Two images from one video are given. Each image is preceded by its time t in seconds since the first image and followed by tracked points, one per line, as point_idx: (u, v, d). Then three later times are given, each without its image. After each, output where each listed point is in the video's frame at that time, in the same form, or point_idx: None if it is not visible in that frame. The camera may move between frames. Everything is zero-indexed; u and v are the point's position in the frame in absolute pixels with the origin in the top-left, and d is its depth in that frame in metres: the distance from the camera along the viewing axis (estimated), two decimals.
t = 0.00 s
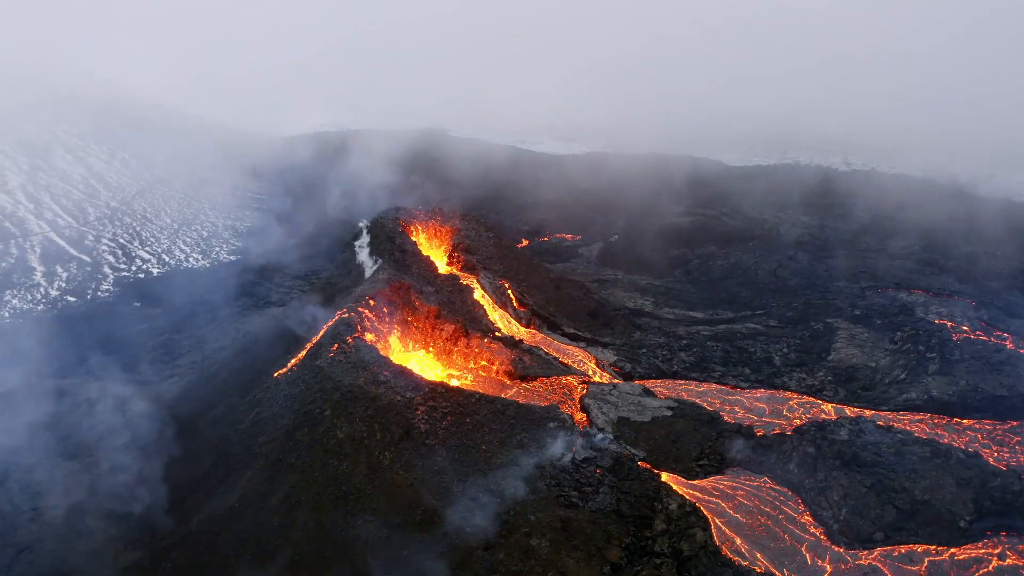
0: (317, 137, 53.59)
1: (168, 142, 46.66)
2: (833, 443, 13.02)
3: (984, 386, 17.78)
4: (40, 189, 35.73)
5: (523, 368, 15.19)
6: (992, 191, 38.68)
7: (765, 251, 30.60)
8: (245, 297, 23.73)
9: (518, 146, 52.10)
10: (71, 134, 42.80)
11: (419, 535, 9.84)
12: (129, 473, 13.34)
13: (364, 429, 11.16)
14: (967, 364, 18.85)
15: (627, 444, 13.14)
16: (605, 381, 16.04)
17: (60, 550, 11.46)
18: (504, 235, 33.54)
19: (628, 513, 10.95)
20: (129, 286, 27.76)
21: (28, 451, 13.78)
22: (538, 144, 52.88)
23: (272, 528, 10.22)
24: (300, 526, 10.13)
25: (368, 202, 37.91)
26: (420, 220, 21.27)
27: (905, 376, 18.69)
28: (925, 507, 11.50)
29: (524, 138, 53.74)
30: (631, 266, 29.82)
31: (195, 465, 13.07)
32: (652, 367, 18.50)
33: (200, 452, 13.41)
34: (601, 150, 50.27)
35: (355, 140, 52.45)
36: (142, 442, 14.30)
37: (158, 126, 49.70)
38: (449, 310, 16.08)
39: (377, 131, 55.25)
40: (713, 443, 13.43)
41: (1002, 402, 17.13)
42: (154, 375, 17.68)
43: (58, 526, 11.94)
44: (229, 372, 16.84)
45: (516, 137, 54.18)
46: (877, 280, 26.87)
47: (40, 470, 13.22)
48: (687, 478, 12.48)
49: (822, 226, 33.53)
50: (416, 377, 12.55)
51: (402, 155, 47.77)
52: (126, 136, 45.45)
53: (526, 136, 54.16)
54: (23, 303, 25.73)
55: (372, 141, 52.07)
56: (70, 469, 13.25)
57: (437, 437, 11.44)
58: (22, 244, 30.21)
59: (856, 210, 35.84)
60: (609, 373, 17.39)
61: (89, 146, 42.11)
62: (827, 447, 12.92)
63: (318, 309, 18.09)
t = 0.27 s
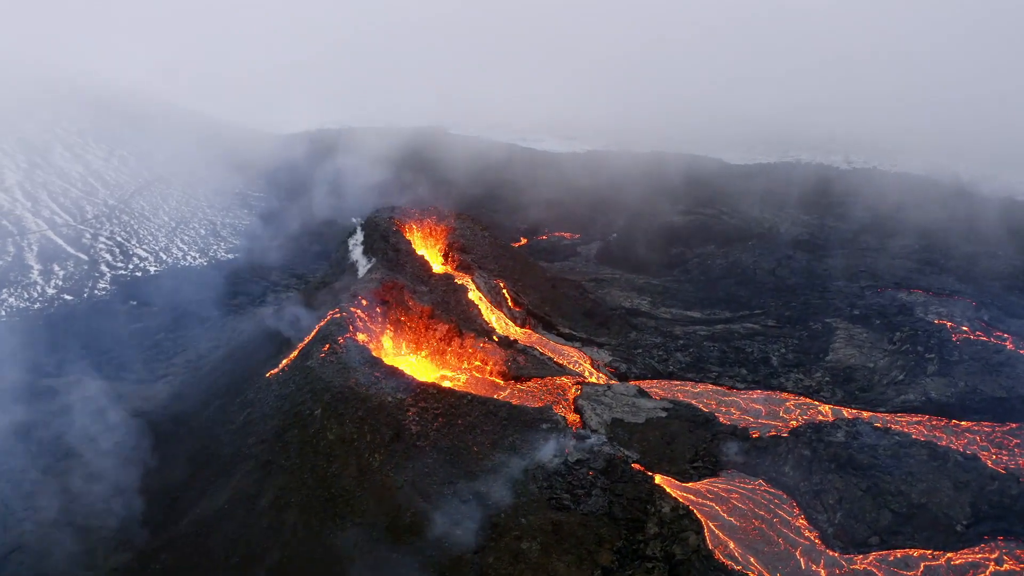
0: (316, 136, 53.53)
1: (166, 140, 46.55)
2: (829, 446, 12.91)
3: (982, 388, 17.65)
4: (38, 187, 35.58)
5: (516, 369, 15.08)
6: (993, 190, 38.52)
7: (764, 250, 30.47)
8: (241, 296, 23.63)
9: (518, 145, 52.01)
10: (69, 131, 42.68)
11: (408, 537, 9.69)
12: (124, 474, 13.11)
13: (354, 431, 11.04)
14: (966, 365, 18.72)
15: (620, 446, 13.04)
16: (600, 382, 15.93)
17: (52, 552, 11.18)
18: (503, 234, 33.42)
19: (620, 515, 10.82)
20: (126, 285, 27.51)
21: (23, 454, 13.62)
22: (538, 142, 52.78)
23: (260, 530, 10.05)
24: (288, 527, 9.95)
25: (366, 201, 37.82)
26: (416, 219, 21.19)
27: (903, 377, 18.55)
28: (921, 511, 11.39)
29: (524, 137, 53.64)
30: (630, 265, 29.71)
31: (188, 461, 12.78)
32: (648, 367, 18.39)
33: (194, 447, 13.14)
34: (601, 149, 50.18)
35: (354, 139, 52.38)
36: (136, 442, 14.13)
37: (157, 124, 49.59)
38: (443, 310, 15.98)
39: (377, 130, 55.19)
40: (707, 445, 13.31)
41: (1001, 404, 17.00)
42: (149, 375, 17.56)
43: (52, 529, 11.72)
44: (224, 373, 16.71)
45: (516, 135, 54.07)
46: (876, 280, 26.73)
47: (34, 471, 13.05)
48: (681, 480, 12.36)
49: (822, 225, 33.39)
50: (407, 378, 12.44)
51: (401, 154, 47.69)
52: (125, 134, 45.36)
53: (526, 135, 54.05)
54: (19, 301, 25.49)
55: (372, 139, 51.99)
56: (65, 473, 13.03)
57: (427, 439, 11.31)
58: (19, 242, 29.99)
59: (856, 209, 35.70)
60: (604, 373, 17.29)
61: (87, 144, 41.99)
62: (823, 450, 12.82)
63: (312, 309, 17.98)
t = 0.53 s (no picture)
0: (316, 131, 53.32)
1: (165, 135, 46.29)
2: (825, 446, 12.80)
3: (982, 386, 17.53)
4: (36, 182, 35.26)
5: (511, 366, 14.97)
6: (996, 185, 38.32)
7: (764, 245, 30.30)
8: (238, 291, 23.50)
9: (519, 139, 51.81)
10: (67, 125, 42.41)
11: (398, 537, 9.58)
12: (115, 467, 12.90)
13: (345, 429, 10.94)
14: (965, 363, 18.59)
15: (615, 445, 12.94)
16: (595, 379, 15.83)
17: (40, 544, 10.87)
18: (501, 229, 33.30)
19: (613, 515, 10.71)
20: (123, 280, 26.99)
21: (16, 451, 13.47)
22: (538, 136, 52.56)
23: (249, 529, 9.90)
24: (277, 525, 9.83)
25: (365, 195, 37.66)
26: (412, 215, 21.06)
27: (902, 375, 18.41)
28: (918, 512, 11.29)
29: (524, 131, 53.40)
30: (629, 260, 29.57)
31: (179, 456, 12.59)
32: (644, 364, 18.29)
33: (186, 442, 12.98)
34: (600, 143, 49.97)
35: (354, 133, 52.18)
36: (129, 437, 13.97)
37: (156, 118, 49.28)
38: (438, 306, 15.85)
39: (376, 125, 55.01)
40: (702, 444, 13.20)
41: (1000, 402, 16.88)
42: (145, 369, 17.43)
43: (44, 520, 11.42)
44: (219, 369, 16.59)
45: (516, 129, 53.83)
46: (877, 275, 26.56)
47: (27, 467, 12.91)
48: (675, 479, 12.26)
49: (823, 219, 33.22)
50: (400, 376, 12.32)
51: (401, 149, 47.53)
52: (123, 128, 45.11)
53: (527, 129, 53.82)
54: (16, 297, 25.10)
55: (371, 134, 51.82)
56: (58, 470, 12.87)
57: (419, 437, 11.21)
58: (17, 237, 29.62)
59: (857, 203, 35.51)
60: (600, 371, 17.19)
61: (85, 138, 41.72)
62: (819, 450, 12.73)
63: (307, 305, 17.86)
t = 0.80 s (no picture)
0: (317, 119, 52.92)
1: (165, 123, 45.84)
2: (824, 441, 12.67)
3: (984, 380, 17.35)
4: (36, 169, 34.48)
5: (507, 358, 14.83)
6: (1002, 175, 38.00)
7: (767, 235, 30.02)
8: (236, 280, 23.32)
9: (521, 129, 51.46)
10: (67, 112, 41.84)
11: (390, 531, 9.49)
12: (111, 458, 12.77)
13: (337, 422, 10.84)
14: (968, 356, 18.39)
15: (610, 438, 12.81)
16: (593, 372, 15.70)
17: (32, 537, 10.66)
18: (502, 218, 33.07)
19: (608, 510, 10.61)
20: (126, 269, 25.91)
21: (12, 442, 13.33)
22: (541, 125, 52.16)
23: (240, 522, 9.76)
24: (269, 518, 9.70)
25: (365, 183, 37.40)
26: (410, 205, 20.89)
27: (904, 368, 18.21)
28: (916, 509, 11.17)
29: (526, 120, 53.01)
30: (630, 250, 29.31)
31: (174, 448, 12.48)
32: (643, 357, 18.15)
33: (181, 434, 12.86)
34: (602, 132, 49.55)
35: (355, 121, 51.81)
36: (126, 429, 13.87)
37: (157, 107, 48.71)
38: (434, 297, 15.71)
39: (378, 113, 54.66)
40: (699, 438, 13.07)
41: (1003, 396, 16.71)
42: (144, 359, 17.29)
43: (37, 512, 11.19)
44: (217, 360, 16.47)
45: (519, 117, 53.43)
46: (880, 266, 26.31)
47: (23, 458, 12.78)
48: (671, 474, 12.14)
49: (827, 209, 32.93)
50: (393, 368, 12.21)
51: (402, 138, 47.23)
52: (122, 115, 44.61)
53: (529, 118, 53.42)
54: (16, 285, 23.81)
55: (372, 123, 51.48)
56: (55, 462, 12.75)
57: (412, 430, 11.12)
58: (18, 226, 28.71)
59: (862, 193, 35.19)
60: (598, 363, 17.05)
61: (84, 125, 41.11)
62: (817, 445, 12.59)
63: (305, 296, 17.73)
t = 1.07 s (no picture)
0: (320, 109, 52.65)
1: (168, 112, 45.60)
2: (824, 437, 12.55)
3: (988, 375, 17.16)
4: (38, 159, 34.27)
5: (505, 351, 14.73)
6: (1011, 166, 37.56)
7: (771, 227, 29.76)
8: (235, 270, 23.19)
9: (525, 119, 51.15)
10: (68, 100, 41.58)
11: (383, 526, 9.38)
12: (109, 450, 12.73)
13: (332, 415, 10.77)
14: (972, 351, 18.20)
15: (608, 433, 12.71)
16: (592, 365, 15.57)
17: (27, 528, 10.60)
18: (504, 208, 32.87)
19: (604, 505, 10.52)
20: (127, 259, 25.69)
21: (10, 434, 13.29)
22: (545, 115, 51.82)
23: (234, 516, 9.66)
24: (262, 512, 9.60)
25: (367, 172, 37.16)
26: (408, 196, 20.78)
27: (906, 363, 18.02)
28: (916, 506, 11.06)
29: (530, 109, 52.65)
30: (633, 241, 29.10)
31: (171, 440, 12.42)
32: (643, 350, 18.02)
33: (179, 426, 12.81)
34: (606, 122, 49.15)
35: (358, 111, 51.55)
36: (126, 420, 13.84)
37: (159, 96, 48.46)
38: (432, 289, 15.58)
39: (381, 104, 54.38)
40: (698, 433, 12.96)
41: (1007, 392, 16.53)
42: (144, 350, 17.24)
43: (34, 504, 11.14)
44: (216, 352, 16.43)
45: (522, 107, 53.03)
46: (885, 259, 26.05)
47: (22, 449, 12.75)
48: (669, 469, 12.04)
49: (833, 201, 32.60)
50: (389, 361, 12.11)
51: (405, 128, 46.98)
52: (125, 104, 44.36)
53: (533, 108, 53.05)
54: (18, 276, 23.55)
55: (376, 113, 51.21)
56: (54, 453, 12.72)
57: (408, 423, 11.04)
58: (20, 216, 28.51)
59: (869, 185, 34.83)
60: (598, 356, 16.94)
61: (86, 113, 40.90)
62: (817, 440, 12.47)
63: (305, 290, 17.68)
